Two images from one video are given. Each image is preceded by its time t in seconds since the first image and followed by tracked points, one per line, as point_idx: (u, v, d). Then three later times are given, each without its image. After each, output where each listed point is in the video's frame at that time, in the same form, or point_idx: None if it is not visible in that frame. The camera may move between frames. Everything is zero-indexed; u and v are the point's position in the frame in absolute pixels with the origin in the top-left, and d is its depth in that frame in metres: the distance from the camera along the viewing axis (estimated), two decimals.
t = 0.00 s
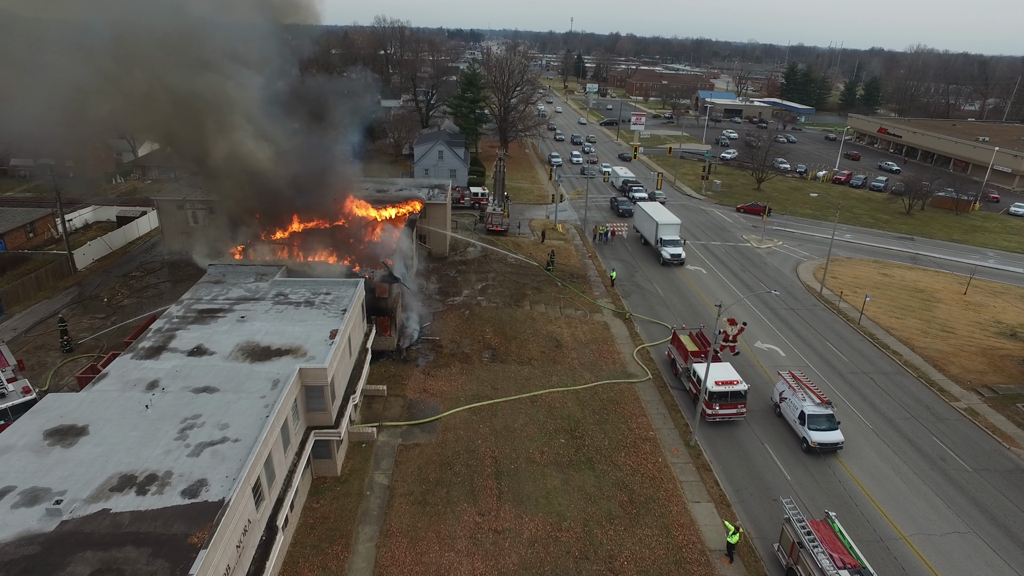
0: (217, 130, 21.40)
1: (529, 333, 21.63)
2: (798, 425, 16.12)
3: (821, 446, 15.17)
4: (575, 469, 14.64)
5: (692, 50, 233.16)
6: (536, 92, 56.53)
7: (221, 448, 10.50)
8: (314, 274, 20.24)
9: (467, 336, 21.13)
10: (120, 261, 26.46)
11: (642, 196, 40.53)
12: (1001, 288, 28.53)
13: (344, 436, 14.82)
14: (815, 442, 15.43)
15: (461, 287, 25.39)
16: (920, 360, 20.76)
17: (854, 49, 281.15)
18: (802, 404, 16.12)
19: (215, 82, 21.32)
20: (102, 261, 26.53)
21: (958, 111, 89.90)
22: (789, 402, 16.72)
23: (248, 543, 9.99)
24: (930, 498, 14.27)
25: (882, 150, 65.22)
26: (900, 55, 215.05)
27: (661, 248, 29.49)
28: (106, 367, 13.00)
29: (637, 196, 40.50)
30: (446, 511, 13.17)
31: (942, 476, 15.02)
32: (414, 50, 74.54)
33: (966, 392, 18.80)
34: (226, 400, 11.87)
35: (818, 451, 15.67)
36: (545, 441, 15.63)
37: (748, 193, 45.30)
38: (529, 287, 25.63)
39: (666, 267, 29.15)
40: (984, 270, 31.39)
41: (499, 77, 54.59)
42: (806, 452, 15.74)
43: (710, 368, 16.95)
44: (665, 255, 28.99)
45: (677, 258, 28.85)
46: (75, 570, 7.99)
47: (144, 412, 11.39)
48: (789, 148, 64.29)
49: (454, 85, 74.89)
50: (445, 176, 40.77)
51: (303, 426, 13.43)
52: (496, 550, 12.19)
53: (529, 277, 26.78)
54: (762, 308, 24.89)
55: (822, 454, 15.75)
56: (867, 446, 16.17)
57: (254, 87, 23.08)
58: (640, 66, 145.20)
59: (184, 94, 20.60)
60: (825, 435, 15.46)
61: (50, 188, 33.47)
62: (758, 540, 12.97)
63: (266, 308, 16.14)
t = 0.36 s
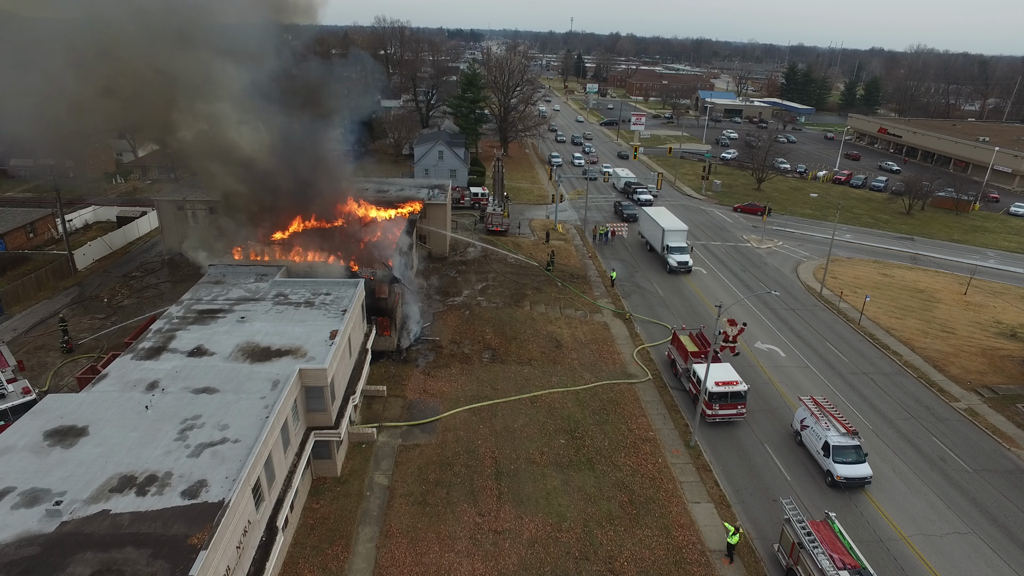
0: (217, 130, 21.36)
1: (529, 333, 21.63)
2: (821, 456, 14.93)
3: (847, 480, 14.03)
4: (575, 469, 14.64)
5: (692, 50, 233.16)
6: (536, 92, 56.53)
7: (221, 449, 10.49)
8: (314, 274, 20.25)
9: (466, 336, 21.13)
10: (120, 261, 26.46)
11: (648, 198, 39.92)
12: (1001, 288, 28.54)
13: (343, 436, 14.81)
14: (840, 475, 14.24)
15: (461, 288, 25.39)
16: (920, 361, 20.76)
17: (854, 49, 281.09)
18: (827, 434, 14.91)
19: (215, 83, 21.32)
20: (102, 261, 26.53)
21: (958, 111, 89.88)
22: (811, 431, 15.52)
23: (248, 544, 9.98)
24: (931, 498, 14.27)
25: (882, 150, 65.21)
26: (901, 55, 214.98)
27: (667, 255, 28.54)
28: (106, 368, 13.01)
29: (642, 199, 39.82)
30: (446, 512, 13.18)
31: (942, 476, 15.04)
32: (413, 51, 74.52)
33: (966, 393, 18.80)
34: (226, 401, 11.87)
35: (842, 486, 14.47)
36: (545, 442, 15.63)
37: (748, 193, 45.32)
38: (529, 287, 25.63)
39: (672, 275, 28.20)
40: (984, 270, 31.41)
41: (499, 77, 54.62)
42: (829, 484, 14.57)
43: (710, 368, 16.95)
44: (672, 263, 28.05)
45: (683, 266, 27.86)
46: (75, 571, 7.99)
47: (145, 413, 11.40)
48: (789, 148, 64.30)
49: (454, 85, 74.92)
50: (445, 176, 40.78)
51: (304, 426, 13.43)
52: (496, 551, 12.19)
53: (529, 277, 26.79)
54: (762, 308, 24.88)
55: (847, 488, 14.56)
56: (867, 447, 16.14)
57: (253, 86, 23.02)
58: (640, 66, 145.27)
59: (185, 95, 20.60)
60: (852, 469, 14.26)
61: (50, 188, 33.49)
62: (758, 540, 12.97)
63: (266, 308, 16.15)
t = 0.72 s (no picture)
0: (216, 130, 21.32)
1: (529, 333, 21.63)
2: (850, 494, 13.68)
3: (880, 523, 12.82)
4: (575, 470, 14.63)
5: (692, 50, 233.02)
6: (536, 92, 56.54)
7: (221, 450, 10.49)
8: (314, 275, 20.26)
9: (466, 336, 21.13)
10: (120, 262, 26.46)
11: (654, 202, 39.88)
12: (1000, 288, 28.55)
13: (344, 437, 14.82)
14: (872, 516, 13.00)
15: (461, 288, 25.37)
16: (919, 361, 20.77)
17: (853, 49, 281.16)
18: (855, 469, 13.70)
19: (215, 84, 21.29)
20: (102, 261, 26.52)
21: (957, 111, 89.89)
22: (837, 464, 14.29)
23: (248, 545, 9.99)
24: (931, 498, 14.27)
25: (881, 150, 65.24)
26: (900, 55, 214.98)
27: (674, 263, 27.42)
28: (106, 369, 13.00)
29: (650, 201, 40.00)
30: (446, 513, 13.17)
31: (942, 477, 15.05)
32: (413, 51, 74.55)
33: (966, 393, 18.80)
34: (225, 402, 11.85)
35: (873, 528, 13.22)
36: (545, 442, 15.63)
37: (748, 193, 45.36)
38: (528, 288, 25.63)
39: (679, 284, 27.14)
40: (984, 270, 31.40)
41: (499, 77, 54.66)
42: (859, 526, 13.31)
43: (710, 369, 16.95)
44: (678, 271, 26.94)
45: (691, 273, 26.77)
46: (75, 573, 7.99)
47: (144, 414, 11.39)
48: (789, 148, 64.33)
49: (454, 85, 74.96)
50: (445, 176, 40.80)
51: (303, 427, 13.42)
52: (496, 551, 12.19)
53: (529, 277, 26.81)
54: (763, 308, 24.86)
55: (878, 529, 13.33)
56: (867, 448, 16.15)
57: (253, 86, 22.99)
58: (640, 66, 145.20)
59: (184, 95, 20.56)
60: (885, 509, 13.02)
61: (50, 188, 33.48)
62: (758, 541, 12.96)
63: (266, 309, 16.16)
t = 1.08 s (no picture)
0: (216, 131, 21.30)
1: (529, 333, 21.61)
2: (886, 541, 12.39)
3: None
4: (575, 470, 14.61)
5: (693, 49, 232.35)
6: (536, 92, 56.50)
7: (221, 451, 10.47)
8: (314, 275, 20.25)
9: (466, 337, 21.11)
10: (120, 262, 26.43)
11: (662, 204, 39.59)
12: (1001, 288, 28.54)
13: (344, 437, 14.81)
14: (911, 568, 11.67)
15: (461, 288, 25.34)
16: (920, 361, 20.75)
17: (853, 49, 281.15)
18: (892, 514, 12.44)
19: (215, 83, 21.24)
20: (102, 262, 26.51)
21: (957, 111, 89.88)
22: (870, 506, 13.06)
23: (248, 545, 9.98)
24: (931, 499, 14.26)
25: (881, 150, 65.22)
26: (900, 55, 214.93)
27: (682, 272, 26.49)
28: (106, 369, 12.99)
29: (659, 204, 39.77)
30: (446, 513, 13.15)
31: (943, 477, 15.03)
32: (413, 51, 74.47)
33: (967, 393, 18.79)
34: (225, 402, 11.84)
35: None
36: (545, 442, 15.61)
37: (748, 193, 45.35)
38: (528, 288, 25.61)
39: (687, 293, 26.21)
40: (985, 270, 31.38)
41: (499, 77, 54.65)
42: None
43: (710, 369, 16.94)
44: (687, 280, 25.98)
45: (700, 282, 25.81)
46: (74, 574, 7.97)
47: (144, 415, 11.38)
48: (789, 148, 64.30)
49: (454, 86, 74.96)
50: (445, 176, 40.78)
51: (304, 428, 13.41)
52: (496, 552, 12.18)
53: (529, 277, 26.80)
54: (763, 308, 24.83)
55: None
56: (867, 447, 16.15)
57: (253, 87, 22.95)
58: (639, 66, 145.22)
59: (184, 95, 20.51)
60: (926, 561, 11.67)
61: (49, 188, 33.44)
62: (758, 541, 12.95)
63: (266, 309, 16.15)
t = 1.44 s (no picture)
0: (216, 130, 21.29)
1: (529, 333, 21.61)
2: None
3: None
4: (575, 470, 14.60)
5: (693, 49, 232.29)
6: (536, 92, 56.45)
7: (220, 451, 10.47)
8: (314, 275, 20.26)
9: (466, 337, 21.10)
10: (120, 262, 26.43)
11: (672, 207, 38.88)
12: (1001, 288, 28.54)
13: (343, 437, 14.81)
14: None
15: (461, 288, 25.34)
16: (920, 361, 20.74)
17: (853, 49, 281.13)
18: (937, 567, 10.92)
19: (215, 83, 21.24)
20: (101, 262, 26.50)
21: (957, 111, 89.86)
22: (911, 555, 11.58)
23: (247, 545, 9.98)
24: (931, 498, 14.25)
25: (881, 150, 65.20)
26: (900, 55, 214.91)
27: (690, 280, 25.44)
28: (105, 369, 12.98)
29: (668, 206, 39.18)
30: (445, 513, 13.13)
31: (943, 477, 15.01)
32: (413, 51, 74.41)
33: (967, 393, 18.78)
34: (225, 402, 11.83)
35: None
36: (545, 442, 15.60)
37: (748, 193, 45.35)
38: (528, 288, 25.61)
39: (695, 303, 25.16)
40: (985, 270, 31.36)
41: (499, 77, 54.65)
42: None
43: (710, 368, 16.94)
44: (695, 289, 24.93)
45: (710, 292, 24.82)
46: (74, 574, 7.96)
47: (143, 415, 11.37)
48: (789, 148, 64.25)
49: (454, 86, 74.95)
50: (445, 176, 40.77)
51: (303, 428, 13.42)
52: (496, 552, 12.16)
53: (529, 277, 26.80)
54: (763, 309, 24.81)
55: None
56: (867, 447, 16.14)
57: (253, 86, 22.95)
58: (639, 66, 145.00)
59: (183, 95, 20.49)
60: None
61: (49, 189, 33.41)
62: (759, 542, 12.94)
63: (265, 309, 16.13)
